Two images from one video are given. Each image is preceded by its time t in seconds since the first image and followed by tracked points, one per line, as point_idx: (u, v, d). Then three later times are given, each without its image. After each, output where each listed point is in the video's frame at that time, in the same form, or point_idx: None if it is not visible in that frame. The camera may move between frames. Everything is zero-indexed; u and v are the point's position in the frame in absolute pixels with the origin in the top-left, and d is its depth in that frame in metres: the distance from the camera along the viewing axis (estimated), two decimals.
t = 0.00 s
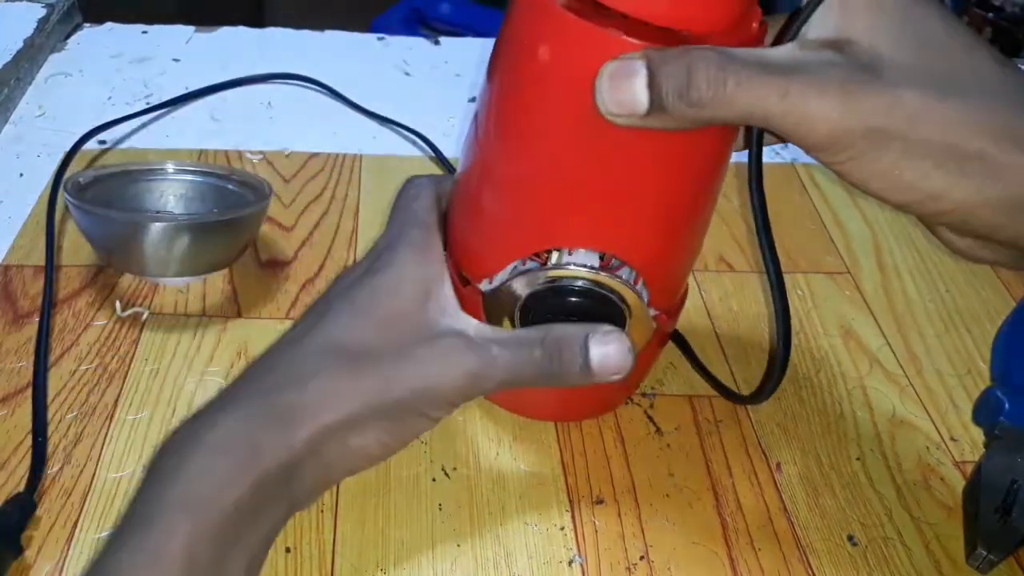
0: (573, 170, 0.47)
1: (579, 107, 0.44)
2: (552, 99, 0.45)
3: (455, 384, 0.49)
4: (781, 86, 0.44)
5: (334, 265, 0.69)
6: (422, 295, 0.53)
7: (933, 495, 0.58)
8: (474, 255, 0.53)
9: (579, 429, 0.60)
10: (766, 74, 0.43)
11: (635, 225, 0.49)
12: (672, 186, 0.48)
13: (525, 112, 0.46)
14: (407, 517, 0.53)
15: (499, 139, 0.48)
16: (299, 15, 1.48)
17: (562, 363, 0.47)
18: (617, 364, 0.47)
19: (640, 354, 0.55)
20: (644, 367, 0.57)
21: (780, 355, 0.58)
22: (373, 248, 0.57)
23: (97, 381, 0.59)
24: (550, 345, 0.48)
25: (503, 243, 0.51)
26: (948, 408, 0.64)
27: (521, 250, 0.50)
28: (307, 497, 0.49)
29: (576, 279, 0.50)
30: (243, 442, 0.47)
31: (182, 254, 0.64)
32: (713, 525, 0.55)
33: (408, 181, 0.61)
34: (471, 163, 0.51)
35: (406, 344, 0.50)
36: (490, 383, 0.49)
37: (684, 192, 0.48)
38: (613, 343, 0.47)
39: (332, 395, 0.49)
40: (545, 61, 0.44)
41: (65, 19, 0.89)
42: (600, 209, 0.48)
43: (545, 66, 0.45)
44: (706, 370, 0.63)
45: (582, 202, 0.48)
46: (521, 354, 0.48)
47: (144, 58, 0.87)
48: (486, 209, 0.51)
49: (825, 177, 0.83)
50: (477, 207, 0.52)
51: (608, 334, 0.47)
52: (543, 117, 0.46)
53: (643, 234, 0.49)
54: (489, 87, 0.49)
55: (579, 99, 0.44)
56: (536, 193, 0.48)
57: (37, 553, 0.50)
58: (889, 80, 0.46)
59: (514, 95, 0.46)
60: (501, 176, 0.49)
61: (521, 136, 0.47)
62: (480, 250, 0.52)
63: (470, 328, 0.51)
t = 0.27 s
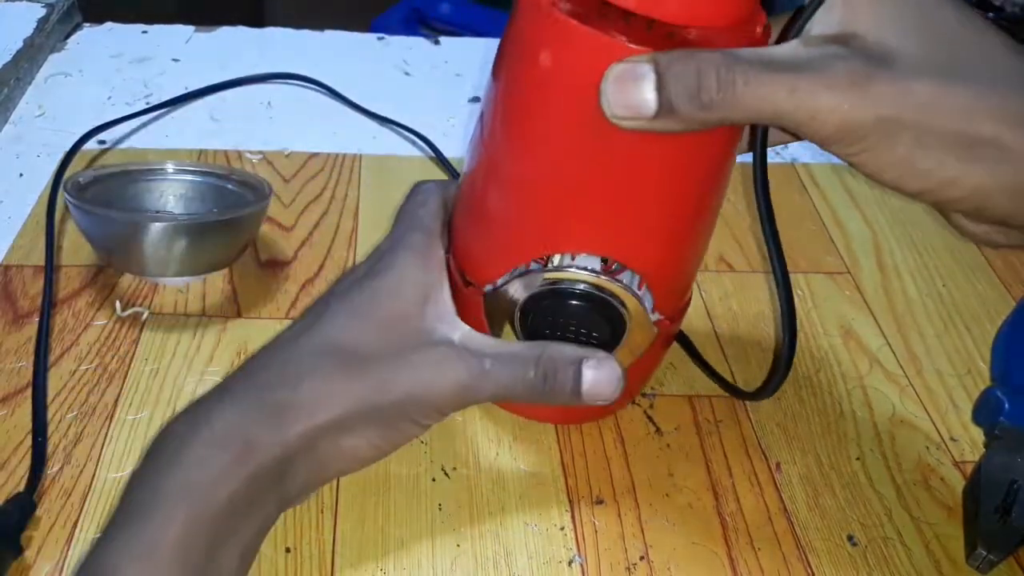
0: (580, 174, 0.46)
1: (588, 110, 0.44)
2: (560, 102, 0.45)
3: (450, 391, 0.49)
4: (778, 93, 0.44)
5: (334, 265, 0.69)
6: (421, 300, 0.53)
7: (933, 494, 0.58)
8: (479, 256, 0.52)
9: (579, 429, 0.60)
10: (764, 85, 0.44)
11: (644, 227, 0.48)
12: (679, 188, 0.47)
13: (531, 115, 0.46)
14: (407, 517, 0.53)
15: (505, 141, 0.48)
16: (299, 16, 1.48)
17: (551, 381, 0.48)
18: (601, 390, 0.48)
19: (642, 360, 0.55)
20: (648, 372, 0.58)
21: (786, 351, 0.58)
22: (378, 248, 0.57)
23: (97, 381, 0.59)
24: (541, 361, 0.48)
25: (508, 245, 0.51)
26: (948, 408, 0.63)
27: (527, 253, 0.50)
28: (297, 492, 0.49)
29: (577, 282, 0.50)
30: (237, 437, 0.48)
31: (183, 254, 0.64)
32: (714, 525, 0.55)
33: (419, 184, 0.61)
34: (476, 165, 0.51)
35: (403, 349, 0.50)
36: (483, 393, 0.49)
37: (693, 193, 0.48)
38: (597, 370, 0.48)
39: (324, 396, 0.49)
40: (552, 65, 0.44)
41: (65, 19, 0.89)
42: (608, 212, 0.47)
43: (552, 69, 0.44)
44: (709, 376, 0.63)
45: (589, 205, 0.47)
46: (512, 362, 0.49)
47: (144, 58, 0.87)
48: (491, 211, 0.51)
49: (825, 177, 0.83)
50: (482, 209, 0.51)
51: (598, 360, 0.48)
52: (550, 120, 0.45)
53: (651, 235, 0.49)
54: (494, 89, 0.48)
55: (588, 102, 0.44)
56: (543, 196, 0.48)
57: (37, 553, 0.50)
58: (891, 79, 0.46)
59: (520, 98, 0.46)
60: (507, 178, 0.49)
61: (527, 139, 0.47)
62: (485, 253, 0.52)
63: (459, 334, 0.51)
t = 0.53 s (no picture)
0: (585, 175, 0.46)
1: (593, 113, 0.43)
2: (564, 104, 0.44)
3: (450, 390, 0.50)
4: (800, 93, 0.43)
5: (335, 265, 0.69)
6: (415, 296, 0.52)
7: (933, 494, 0.58)
8: (484, 255, 0.52)
9: (578, 428, 0.60)
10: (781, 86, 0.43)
11: (649, 228, 0.48)
12: (679, 209, 0.48)
13: (536, 115, 0.45)
14: (407, 517, 0.53)
15: (509, 142, 0.48)
16: (299, 16, 1.48)
17: (551, 380, 0.48)
18: (597, 388, 0.49)
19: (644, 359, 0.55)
20: (650, 374, 0.58)
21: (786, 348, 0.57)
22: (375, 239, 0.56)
23: (97, 381, 0.59)
24: (543, 359, 0.49)
25: (513, 244, 0.50)
26: (947, 408, 0.64)
27: (527, 270, 0.51)
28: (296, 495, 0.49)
29: (577, 288, 0.50)
30: (237, 437, 0.48)
31: (183, 254, 0.64)
32: (713, 525, 0.55)
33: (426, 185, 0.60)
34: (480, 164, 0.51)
35: (402, 351, 0.50)
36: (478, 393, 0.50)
37: (699, 195, 0.48)
38: (594, 372, 0.48)
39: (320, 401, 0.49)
40: (558, 66, 0.43)
41: (66, 19, 0.89)
42: (612, 213, 0.47)
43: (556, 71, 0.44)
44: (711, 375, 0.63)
45: (594, 206, 0.47)
46: (509, 354, 0.49)
47: (145, 58, 0.87)
48: (496, 210, 0.50)
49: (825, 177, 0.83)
50: (486, 208, 0.51)
51: (597, 363, 0.49)
52: (555, 121, 0.45)
53: (656, 237, 0.49)
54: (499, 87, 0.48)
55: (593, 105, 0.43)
56: (548, 196, 0.48)
57: (37, 553, 0.50)
58: (905, 73, 0.45)
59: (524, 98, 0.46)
60: (512, 178, 0.48)
61: (532, 139, 0.46)
62: (490, 251, 0.52)
63: (460, 333, 0.51)
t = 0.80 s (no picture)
0: (582, 174, 0.46)
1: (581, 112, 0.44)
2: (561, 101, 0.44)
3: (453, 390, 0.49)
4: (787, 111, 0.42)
5: (335, 265, 0.69)
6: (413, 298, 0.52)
7: (933, 494, 0.58)
8: (484, 256, 0.52)
9: (579, 428, 0.60)
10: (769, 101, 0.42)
11: (645, 229, 0.48)
12: (676, 210, 0.48)
13: (534, 112, 0.45)
14: (408, 517, 0.53)
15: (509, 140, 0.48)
16: (299, 16, 1.48)
17: (548, 378, 0.48)
18: (595, 385, 0.49)
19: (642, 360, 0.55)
20: (650, 374, 0.57)
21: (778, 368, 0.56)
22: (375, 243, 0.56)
23: (97, 381, 0.59)
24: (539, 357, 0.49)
25: (513, 244, 0.50)
26: (947, 407, 0.64)
27: (523, 267, 0.51)
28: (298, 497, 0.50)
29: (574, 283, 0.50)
30: (237, 438, 0.48)
31: (183, 254, 0.64)
32: (713, 525, 0.55)
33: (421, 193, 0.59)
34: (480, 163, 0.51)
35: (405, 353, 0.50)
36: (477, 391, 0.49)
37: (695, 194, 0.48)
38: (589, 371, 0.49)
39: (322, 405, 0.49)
40: (556, 64, 0.43)
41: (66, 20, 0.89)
42: (609, 213, 0.47)
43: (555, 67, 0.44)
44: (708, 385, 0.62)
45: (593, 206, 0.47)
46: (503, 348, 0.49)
47: (145, 58, 0.87)
48: (495, 210, 0.50)
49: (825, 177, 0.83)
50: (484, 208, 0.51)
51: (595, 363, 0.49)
52: (553, 118, 0.45)
53: (654, 238, 0.49)
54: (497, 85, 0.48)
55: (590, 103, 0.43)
56: (545, 195, 0.48)
57: (37, 552, 0.50)
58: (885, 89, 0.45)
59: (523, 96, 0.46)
60: (511, 176, 0.48)
61: (531, 137, 0.46)
62: (489, 250, 0.52)
63: (457, 332, 0.51)
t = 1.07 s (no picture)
0: (580, 174, 0.46)
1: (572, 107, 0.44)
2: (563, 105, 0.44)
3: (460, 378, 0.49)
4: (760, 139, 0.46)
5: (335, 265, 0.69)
6: (414, 283, 0.52)
7: (933, 494, 0.58)
8: (487, 259, 0.52)
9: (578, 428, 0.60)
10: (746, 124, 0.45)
11: (647, 233, 0.48)
12: (673, 214, 0.48)
13: (537, 116, 0.45)
14: (407, 517, 0.53)
15: (511, 143, 0.48)
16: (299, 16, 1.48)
17: (563, 351, 0.49)
18: (613, 345, 0.50)
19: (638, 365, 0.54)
20: (653, 381, 0.57)
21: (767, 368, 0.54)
22: (372, 226, 0.55)
23: (98, 381, 0.59)
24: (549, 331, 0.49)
25: (515, 247, 0.50)
26: (947, 408, 0.64)
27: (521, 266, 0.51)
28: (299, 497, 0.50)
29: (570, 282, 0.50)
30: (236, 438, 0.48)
31: (183, 254, 0.64)
32: (713, 525, 0.55)
33: (422, 160, 0.60)
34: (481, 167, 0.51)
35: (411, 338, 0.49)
36: (484, 375, 0.49)
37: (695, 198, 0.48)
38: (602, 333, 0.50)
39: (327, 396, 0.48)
40: (556, 61, 0.43)
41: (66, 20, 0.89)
42: (611, 216, 0.47)
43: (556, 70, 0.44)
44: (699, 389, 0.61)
45: (595, 209, 0.47)
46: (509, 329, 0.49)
47: (145, 58, 0.87)
48: (497, 213, 0.50)
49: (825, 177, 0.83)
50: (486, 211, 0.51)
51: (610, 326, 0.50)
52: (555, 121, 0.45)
53: (655, 242, 0.49)
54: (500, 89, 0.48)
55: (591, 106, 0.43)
56: (547, 198, 0.48)
57: (37, 552, 0.50)
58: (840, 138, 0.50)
59: (525, 99, 0.46)
60: (513, 180, 0.48)
61: (534, 141, 0.46)
62: (492, 253, 0.52)
63: (461, 319, 0.50)
